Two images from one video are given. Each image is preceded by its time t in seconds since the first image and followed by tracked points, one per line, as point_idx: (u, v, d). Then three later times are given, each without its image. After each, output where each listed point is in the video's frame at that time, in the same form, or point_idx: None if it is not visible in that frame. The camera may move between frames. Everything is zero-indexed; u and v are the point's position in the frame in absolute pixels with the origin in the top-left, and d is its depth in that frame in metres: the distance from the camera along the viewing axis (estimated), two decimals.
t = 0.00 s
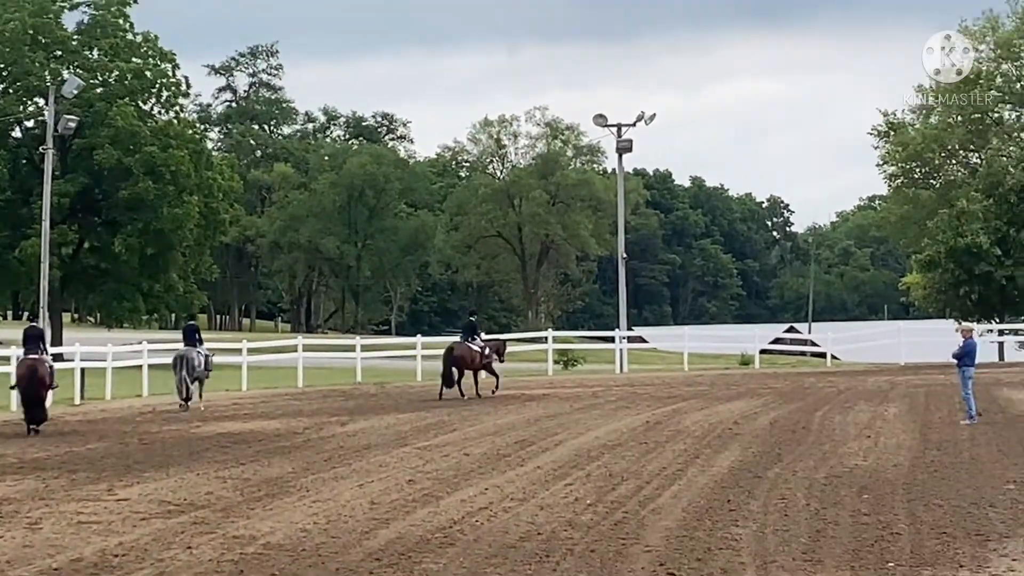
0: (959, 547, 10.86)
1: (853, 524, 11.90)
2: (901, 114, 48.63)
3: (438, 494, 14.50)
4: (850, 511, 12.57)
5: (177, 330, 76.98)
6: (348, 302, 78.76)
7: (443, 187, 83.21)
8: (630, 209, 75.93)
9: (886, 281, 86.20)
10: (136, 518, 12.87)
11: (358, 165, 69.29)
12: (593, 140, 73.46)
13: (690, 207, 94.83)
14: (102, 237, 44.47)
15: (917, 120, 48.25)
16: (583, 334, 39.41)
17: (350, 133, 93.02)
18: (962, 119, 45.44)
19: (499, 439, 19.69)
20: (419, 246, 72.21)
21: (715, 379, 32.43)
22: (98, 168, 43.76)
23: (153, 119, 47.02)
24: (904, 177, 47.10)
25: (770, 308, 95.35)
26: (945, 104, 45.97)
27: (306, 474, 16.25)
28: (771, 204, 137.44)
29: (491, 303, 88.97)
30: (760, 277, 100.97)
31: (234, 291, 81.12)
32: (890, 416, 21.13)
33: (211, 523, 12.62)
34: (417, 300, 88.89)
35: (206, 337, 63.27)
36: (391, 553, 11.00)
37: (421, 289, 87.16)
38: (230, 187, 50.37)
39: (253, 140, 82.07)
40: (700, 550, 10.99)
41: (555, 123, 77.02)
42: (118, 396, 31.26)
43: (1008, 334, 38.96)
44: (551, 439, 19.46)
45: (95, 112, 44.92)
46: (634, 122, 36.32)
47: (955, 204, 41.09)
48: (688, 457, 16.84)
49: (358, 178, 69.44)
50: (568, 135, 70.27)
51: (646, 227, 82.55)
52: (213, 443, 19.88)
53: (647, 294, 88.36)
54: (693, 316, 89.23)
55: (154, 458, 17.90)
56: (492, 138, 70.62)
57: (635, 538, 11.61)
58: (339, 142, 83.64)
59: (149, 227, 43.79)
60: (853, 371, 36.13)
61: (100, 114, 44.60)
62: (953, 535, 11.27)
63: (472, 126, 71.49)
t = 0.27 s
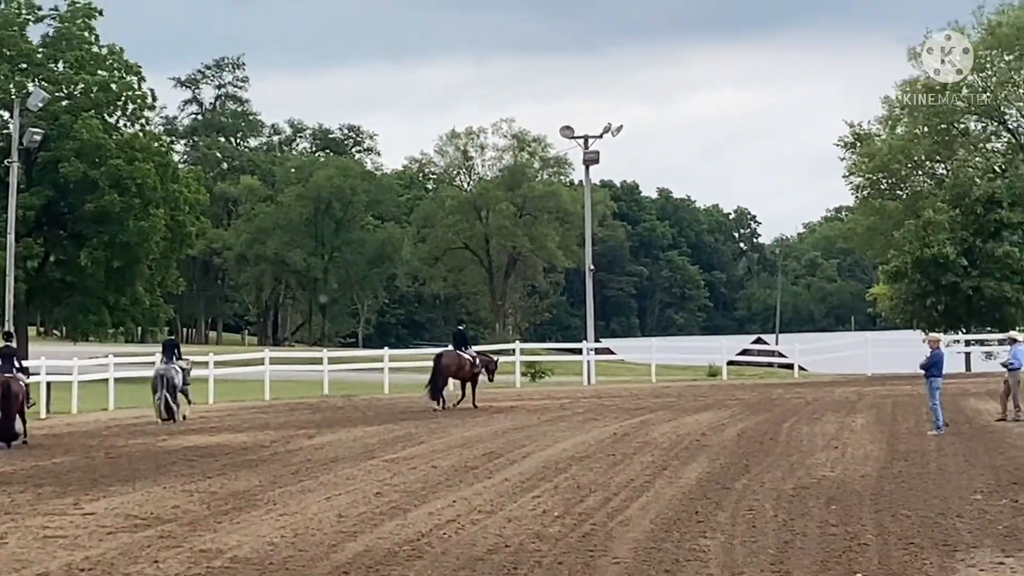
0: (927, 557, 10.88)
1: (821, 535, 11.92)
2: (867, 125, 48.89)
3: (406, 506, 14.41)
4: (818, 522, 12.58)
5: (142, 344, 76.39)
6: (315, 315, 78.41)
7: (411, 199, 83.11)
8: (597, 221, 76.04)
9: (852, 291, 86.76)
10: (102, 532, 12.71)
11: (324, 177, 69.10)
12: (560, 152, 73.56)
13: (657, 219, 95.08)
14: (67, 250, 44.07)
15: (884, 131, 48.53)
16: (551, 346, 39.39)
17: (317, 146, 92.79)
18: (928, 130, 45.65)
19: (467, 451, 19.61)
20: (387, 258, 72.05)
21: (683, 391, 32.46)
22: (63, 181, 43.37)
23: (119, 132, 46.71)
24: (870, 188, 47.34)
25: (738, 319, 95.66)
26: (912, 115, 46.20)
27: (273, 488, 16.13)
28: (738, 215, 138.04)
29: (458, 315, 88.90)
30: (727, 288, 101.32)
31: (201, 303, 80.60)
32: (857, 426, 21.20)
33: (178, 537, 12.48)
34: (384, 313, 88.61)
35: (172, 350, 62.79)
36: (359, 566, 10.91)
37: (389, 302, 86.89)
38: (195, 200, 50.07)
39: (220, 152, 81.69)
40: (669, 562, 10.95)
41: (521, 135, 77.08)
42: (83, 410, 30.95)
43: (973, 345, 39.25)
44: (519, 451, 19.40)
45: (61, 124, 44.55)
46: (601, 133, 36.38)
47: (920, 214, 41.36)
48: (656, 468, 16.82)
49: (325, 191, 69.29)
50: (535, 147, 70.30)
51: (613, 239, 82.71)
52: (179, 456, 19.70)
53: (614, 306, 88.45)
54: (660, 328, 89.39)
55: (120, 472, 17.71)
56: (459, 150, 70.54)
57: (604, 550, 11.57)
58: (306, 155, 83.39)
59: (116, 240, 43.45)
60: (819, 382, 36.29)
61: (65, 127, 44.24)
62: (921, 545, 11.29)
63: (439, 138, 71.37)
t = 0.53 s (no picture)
0: (893, 569, 10.89)
1: (787, 547, 11.93)
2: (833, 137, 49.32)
3: (373, 520, 14.32)
4: (784, 534, 12.59)
5: (107, 357, 75.83)
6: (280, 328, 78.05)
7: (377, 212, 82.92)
8: (563, 233, 76.21)
9: (818, 304, 87.29)
10: (67, 547, 12.57)
11: (289, 191, 68.92)
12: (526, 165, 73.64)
13: (623, 231, 95.37)
14: (32, 264, 43.70)
15: (849, 143, 49.09)
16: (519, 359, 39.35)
17: (283, 159, 92.48)
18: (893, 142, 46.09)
19: (434, 464, 19.54)
20: (353, 271, 71.85)
21: (649, 403, 32.50)
22: (28, 194, 43.01)
23: (84, 146, 46.38)
24: (836, 201, 47.89)
25: (704, 331, 95.98)
26: (877, 127, 46.56)
27: (239, 501, 16.00)
28: (703, 227, 138.58)
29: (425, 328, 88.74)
30: (693, 301, 101.65)
31: (166, 317, 80.09)
32: (823, 438, 21.27)
33: (143, 551, 12.36)
34: (350, 326, 88.35)
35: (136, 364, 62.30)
36: None
37: (355, 315, 86.69)
38: (161, 214, 49.77)
39: (185, 166, 81.32)
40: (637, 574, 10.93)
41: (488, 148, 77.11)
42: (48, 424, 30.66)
43: (938, 356, 39.50)
44: (486, 464, 19.35)
45: (25, 138, 44.21)
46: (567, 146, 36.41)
47: (886, 226, 41.61)
48: (623, 481, 16.81)
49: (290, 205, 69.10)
50: (501, 160, 70.37)
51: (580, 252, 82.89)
52: (145, 470, 19.53)
53: (580, 319, 88.47)
54: (626, 340, 89.52)
55: (85, 487, 17.53)
56: (425, 163, 70.46)
57: (570, 563, 11.54)
58: (271, 168, 83.03)
59: (81, 254, 43.12)
60: (786, 394, 36.40)
61: (30, 140, 43.92)
62: (887, 557, 11.31)
63: (405, 151, 71.26)
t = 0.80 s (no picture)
0: None
1: (755, 558, 11.94)
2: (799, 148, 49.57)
3: (340, 532, 14.23)
4: (753, 545, 12.60)
5: (72, 370, 75.18)
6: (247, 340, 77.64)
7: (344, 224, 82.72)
8: (531, 245, 76.27)
9: (784, 315, 87.74)
10: (32, 560, 12.42)
11: (257, 203, 68.67)
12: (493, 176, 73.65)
13: (590, 243, 95.55)
14: None
15: (816, 155, 49.29)
16: (487, 371, 39.29)
17: (250, 170, 92.06)
18: (860, 154, 46.42)
19: (401, 476, 19.45)
20: (320, 283, 71.58)
21: (617, 414, 32.51)
22: None
23: (50, 158, 46.07)
24: (803, 211, 48.11)
25: (671, 342, 96.21)
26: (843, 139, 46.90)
27: (206, 513, 15.85)
28: (670, 239, 139.04)
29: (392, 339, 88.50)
30: (660, 312, 101.92)
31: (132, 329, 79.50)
32: (790, 449, 21.33)
33: (110, 564, 12.22)
34: (317, 338, 88.01)
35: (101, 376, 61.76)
36: None
37: (322, 327, 86.39)
38: (127, 226, 49.41)
39: (152, 177, 80.83)
40: None
41: (455, 159, 77.08)
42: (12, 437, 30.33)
43: (905, 367, 39.75)
44: (454, 476, 19.28)
45: None
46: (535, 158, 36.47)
47: (853, 237, 41.87)
48: (591, 492, 16.79)
49: (258, 216, 68.82)
50: (468, 171, 70.41)
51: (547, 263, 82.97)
52: (111, 483, 19.33)
53: (547, 330, 88.46)
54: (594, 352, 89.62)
55: (50, 500, 17.32)
56: (393, 174, 70.33)
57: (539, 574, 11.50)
58: (238, 180, 82.70)
59: (47, 266, 42.76)
60: (754, 404, 36.52)
61: None
62: (856, 567, 11.33)
63: (372, 162, 71.12)
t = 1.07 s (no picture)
0: None
1: (721, 567, 11.92)
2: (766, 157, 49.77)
3: (305, 541, 14.13)
4: (718, 554, 12.59)
5: (36, 378, 74.50)
6: (214, 348, 77.16)
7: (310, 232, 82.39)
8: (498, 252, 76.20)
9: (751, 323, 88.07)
10: None
11: (223, 211, 68.32)
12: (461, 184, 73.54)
13: (558, 251, 95.62)
14: None
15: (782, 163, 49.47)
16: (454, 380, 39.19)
17: (217, 178, 91.58)
18: (828, 163, 46.68)
19: (368, 485, 19.35)
20: (287, 291, 71.24)
21: (584, 423, 32.49)
22: None
23: (15, 166, 45.74)
24: (770, 220, 48.31)
25: (638, 350, 96.34)
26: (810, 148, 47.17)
27: (171, 522, 15.71)
28: (638, 247, 139.18)
29: (358, 348, 88.17)
30: (627, 320, 102.08)
31: (98, 338, 78.87)
32: (757, 458, 21.35)
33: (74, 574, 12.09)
34: (284, 346, 87.62)
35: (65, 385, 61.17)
36: None
37: (289, 335, 86.02)
38: (93, 234, 49.04)
39: (118, 185, 80.27)
40: None
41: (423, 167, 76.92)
42: None
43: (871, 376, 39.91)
44: (420, 485, 19.19)
45: None
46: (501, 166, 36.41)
47: (819, 246, 42.05)
48: (557, 501, 16.74)
49: (225, 224, 68.47)
50: (435, 180, 70.23)
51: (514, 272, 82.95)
52: (75, 492, 19.13)
53: (514, 339, 88.39)
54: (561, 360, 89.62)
55: (15, 509, 17.12)
56: (360, 183, 70.08)
57: None
58: (205, 189, 82.29)
59: (11, 274, 42.44)
60: (721, 413, 36.59)
61: None
62: None
63: (339, 170, 70.84)
